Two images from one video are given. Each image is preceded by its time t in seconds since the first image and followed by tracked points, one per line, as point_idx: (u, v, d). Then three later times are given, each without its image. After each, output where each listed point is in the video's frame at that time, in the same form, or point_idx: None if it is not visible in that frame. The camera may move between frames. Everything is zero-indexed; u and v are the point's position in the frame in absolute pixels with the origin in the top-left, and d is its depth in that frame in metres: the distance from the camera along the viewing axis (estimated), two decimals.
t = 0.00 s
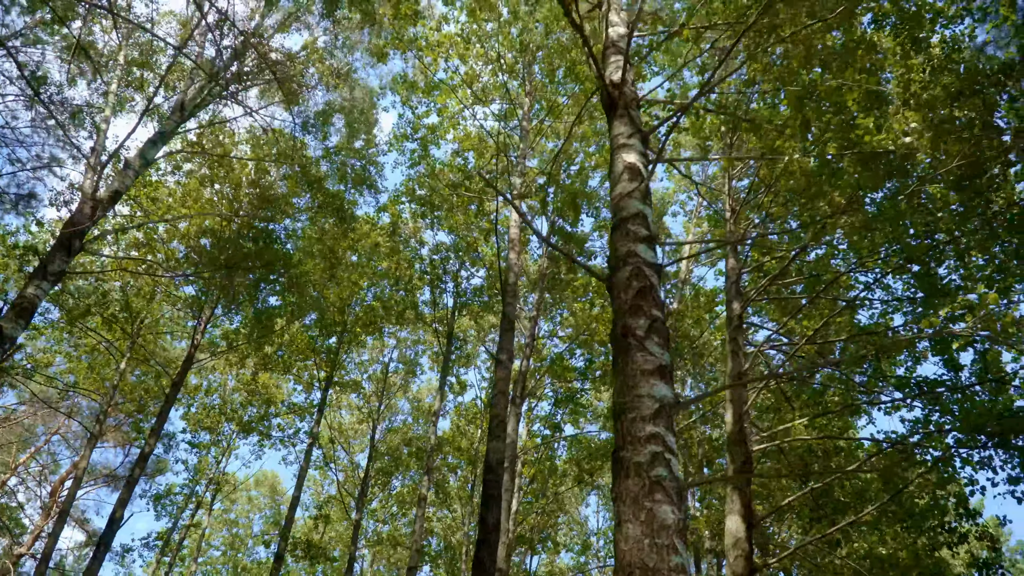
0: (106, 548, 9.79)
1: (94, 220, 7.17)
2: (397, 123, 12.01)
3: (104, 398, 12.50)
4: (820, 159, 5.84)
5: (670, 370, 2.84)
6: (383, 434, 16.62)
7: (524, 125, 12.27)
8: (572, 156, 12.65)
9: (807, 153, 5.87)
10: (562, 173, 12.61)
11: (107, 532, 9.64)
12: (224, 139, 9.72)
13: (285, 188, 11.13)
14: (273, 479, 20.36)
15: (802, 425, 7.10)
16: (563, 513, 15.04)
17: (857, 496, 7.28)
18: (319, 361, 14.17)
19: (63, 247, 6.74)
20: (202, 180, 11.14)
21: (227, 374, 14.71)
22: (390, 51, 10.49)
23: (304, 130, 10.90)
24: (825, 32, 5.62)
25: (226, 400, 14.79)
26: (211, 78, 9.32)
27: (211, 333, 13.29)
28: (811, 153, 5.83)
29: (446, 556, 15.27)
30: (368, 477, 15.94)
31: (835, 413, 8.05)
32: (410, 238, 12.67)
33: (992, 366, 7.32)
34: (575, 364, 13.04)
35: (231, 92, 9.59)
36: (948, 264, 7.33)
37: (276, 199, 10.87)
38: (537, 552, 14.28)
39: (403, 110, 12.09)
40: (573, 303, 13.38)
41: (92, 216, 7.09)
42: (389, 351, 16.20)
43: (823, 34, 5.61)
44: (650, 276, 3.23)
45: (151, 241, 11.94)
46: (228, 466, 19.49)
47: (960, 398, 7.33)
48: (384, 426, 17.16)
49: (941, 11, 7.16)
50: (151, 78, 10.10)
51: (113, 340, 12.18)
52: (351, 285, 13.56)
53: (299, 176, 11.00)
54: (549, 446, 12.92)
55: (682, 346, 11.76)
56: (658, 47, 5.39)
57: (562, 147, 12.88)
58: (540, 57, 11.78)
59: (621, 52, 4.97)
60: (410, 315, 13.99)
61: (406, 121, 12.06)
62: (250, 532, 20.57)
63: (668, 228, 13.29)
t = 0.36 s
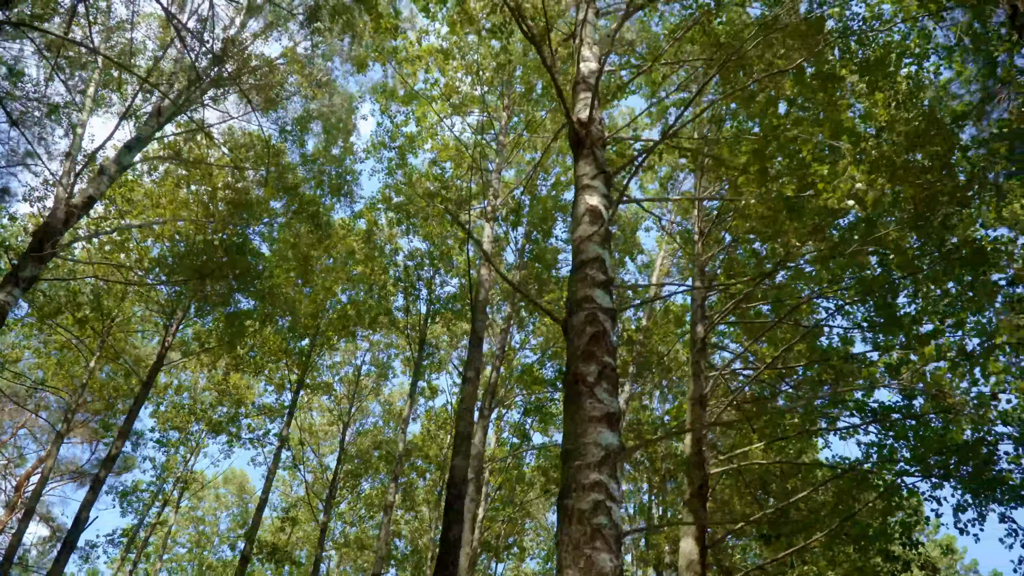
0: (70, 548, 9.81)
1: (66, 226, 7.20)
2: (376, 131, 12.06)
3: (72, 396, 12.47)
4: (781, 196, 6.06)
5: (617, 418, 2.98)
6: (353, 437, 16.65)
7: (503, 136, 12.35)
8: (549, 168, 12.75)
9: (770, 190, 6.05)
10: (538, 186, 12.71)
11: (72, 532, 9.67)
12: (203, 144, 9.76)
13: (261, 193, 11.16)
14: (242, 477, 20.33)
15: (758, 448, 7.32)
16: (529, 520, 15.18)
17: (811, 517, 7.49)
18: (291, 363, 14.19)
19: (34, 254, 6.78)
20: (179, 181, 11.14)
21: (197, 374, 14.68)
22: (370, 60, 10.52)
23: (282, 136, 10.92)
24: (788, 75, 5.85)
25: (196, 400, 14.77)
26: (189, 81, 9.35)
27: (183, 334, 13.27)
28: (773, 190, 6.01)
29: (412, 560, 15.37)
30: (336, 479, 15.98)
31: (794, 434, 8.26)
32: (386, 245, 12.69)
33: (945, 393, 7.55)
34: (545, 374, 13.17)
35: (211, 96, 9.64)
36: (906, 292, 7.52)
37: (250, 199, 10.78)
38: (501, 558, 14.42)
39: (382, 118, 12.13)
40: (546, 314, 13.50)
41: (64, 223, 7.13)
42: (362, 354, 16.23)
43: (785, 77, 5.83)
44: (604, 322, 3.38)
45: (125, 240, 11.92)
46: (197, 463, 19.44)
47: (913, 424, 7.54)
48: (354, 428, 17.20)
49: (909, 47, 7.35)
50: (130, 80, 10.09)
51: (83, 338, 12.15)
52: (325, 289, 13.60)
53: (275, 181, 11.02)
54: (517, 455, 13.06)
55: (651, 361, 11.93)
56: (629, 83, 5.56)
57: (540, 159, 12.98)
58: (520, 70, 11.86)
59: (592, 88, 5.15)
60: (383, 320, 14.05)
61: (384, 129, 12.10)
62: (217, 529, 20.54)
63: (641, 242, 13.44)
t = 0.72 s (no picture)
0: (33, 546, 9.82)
1: (38, 228, 7.21)
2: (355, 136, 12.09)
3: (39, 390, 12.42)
4: (744, 230, 6.26)
5: (564, 459, 3.13)
6: (323, 437, 16.68)
7: (481, 146, 12.42)
8: (527, 179, 12.85)
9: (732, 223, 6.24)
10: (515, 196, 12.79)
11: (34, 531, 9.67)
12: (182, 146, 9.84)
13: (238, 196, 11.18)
14: (209, 473, 20.27)
15: (716, 471, 7.54)
16: (495, 526, 15.29)
17: (766, 538, 7.70)
18: (263, 364, 14.19)
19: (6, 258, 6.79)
20: (156, 182, 11.13)
21: (167, 371, 14.63)
22: (351, 67, 10.55)
23: (260, 140, 10.94)
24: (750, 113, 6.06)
25: (165, 397, 14.72)
26: (168, 82, 9.43)
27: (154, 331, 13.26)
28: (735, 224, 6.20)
29: (377, 562, 15.43)
30: (304, 480, 16.02)
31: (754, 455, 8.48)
32: (362, 251, 12.76)
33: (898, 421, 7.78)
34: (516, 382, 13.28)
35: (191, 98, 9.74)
36: (864, 321, 7.75)
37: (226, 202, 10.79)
38: (466, 563, 14.52)
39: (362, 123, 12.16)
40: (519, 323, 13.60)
41: (36, 226, 7.13)
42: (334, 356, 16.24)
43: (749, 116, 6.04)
44: (558, 362, 3.53)
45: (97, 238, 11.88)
46: (164, 458, 19.35)
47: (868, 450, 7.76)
48: (325, 428, 17.22)
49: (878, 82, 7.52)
50: (109, 78, 10.07)
51: (52, 334, 12.09)
52: (299, 291, 13.60)
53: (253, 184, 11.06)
54: (485, 462, 13.17)
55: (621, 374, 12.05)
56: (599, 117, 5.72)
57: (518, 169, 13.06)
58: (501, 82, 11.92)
59: (562, 122, 5.30)
60: (357, 324, 14.08)
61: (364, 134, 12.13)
62: (183, 525, 20.47)
63: (616, 254, 13.56)
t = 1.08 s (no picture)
0: None
1: (10, 234, 7.21)
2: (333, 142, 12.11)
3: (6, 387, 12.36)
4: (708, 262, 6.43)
5: (515, 498, 3.28)
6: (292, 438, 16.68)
7: (459, 156, 12.47)
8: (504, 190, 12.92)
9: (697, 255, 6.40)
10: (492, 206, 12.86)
11: None
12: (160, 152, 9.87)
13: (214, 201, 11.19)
14: (178, 470, 20.19)
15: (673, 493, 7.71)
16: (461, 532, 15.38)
17: (721, 560, 7.91)
18: (234, 365, 14.18)
19: None
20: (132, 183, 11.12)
21: (138, 370, 14.57)
22: (330, 76, 10.56)
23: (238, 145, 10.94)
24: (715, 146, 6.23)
25: (134, 396, 14.66)
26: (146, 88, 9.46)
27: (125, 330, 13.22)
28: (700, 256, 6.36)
29: (342, 565, 15.48)
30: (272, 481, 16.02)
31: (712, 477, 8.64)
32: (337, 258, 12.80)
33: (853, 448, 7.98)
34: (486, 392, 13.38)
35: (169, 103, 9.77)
36: (825, 349, 7.92)
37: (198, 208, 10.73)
38: (432, 568, 14.61)
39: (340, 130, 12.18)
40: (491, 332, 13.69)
41: (7, 232, 7.13)
42: (306, 357, 16.23)
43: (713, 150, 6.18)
44: (514, 401, 3.67)
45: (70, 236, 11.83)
46: (132, 454, 19.26)
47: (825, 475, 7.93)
48: (295, 429, 17.21)
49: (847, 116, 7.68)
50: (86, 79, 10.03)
51: (21, 331, 12.03)
52: (273, 294, 13.61)
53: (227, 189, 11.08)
54: (453, 470, 13.27)
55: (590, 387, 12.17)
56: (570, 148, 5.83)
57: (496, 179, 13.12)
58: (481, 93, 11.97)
59: (531, 156, 5.45)
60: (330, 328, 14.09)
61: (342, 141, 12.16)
62: (149, 521, 20.38)
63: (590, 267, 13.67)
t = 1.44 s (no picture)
0: None
1: None
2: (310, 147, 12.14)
3: None
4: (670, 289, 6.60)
5: (464, 530, 3.45)
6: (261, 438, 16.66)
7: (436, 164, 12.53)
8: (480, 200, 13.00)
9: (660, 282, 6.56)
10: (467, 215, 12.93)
11: None
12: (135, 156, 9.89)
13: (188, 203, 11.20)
14: (146, 466, 20.11)
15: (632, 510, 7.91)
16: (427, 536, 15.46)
17: None
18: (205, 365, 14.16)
19: None
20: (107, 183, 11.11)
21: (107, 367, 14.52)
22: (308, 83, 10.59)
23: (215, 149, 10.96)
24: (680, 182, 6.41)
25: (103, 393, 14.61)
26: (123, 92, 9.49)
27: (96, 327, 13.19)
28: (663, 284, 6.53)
29: (307, 567, 15.51)
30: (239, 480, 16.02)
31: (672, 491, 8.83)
32: (311, 262, 12.85)
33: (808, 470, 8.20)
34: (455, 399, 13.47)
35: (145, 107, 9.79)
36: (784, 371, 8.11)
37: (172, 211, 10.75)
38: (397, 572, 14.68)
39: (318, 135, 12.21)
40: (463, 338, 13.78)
41: None
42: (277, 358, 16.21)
43: (678, 182, 6.35)
44: (469, 434, 3.82)
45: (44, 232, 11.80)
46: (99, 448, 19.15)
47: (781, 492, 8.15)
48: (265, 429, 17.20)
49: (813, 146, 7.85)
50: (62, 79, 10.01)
51: None
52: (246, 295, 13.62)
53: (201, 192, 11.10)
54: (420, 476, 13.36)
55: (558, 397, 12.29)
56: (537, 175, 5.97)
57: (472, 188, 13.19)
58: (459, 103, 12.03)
59: (499, 184, 5.59)
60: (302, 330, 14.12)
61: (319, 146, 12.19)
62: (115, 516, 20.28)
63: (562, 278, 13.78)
